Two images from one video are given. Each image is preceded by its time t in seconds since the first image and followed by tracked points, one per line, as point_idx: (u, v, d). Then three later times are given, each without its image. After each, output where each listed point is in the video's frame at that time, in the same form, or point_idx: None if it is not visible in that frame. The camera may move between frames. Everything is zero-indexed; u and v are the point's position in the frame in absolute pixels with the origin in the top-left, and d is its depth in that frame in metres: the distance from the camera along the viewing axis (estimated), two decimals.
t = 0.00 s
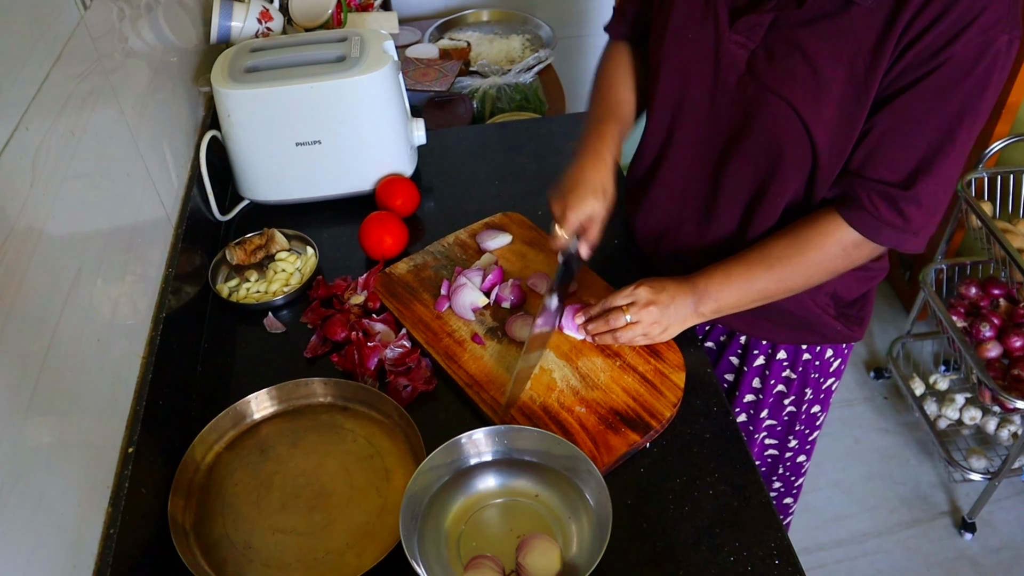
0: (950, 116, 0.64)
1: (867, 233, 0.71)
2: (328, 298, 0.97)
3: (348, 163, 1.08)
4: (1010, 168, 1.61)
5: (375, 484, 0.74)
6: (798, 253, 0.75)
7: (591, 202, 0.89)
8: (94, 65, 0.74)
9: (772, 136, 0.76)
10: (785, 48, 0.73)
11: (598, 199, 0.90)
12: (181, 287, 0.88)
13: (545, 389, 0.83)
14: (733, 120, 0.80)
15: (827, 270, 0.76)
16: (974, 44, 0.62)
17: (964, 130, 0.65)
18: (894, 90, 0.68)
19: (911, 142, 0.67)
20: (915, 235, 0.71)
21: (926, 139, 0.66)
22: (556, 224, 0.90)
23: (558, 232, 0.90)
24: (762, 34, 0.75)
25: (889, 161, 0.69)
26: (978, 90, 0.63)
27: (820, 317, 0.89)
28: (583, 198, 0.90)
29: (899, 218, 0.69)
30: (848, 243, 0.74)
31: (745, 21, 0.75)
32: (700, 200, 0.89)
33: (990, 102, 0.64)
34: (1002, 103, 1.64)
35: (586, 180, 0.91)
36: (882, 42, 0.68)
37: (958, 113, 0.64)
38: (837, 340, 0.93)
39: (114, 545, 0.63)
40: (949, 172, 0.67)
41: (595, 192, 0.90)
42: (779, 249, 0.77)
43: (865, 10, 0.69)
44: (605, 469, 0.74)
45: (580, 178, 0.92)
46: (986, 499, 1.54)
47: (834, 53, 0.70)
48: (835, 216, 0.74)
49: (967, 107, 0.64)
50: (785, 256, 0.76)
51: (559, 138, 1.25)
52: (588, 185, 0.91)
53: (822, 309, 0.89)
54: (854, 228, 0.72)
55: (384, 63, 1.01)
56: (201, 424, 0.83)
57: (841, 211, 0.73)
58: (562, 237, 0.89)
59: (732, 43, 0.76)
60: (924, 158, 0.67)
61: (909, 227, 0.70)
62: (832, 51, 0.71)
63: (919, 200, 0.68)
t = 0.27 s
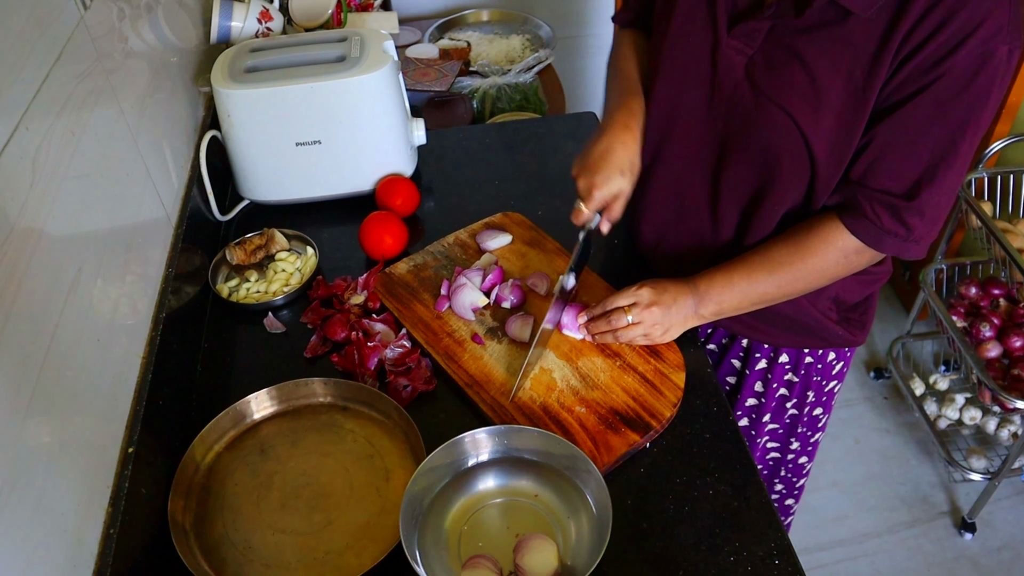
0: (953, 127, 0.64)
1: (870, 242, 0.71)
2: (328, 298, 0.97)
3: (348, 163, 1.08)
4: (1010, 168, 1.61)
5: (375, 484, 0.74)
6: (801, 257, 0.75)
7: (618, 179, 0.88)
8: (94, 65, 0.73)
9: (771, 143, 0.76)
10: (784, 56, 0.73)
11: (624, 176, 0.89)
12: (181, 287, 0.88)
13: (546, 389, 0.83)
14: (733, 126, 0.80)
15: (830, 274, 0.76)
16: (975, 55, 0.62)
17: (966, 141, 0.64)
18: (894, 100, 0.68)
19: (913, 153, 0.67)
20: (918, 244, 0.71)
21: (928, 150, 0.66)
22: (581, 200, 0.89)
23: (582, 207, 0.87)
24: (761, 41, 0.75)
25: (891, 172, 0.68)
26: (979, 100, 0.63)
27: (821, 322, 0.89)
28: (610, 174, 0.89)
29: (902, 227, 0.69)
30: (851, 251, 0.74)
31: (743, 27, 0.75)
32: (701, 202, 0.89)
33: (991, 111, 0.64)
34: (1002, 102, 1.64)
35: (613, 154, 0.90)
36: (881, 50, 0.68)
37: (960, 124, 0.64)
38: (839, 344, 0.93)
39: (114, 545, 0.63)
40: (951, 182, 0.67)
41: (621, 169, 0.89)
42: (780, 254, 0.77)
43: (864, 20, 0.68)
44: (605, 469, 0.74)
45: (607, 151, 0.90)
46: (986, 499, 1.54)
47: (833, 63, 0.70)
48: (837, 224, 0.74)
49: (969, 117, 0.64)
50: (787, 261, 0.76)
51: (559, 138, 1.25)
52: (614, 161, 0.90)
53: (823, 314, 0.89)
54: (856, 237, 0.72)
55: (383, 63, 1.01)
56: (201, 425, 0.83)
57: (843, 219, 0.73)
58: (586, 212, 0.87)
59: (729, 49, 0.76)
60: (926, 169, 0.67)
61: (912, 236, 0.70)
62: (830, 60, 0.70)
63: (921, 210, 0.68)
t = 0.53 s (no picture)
0: (958, 133, 0.64)
1: (874, 246, 0.72)
2: (328, 298, 0.97)
3: (348, 163, 1.08)
4: (1010, 168, 1.61)
5: (375, 483, 0.74)
6: (801, 260, 0.75)
7: (591, 202, 0.88)
8: (94, 65, 0.73)
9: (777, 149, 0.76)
10: (790, 62, 0.73)
11: (599, 199, 0.89)
12: (181, 287, 0.88)
13: (546, 389, 0.83)
14: (736, 132, 0.79)
15: (829, 279, 0.76)
16: (981, 62, 0.62)
17: (972, 148, 0.64)
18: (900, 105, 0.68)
19: (918, 158, 0.67)
20: (922, 248, 0.71)
21: (933, 156, 0.66)
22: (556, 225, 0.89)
23: (558, 232, 0.88)
24: (767, 47, 0.74)
25: (896, 177, 0.69)
26: (986, 106, 0.63)
27: (825, 327, 0.89)
28: (585, 198, 0.89)
29: (906, 232, 0.70)
30: (853, 254, 0.74)
31: (749, 34, 0.74)
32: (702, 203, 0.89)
33: (999, 116, 0.64)
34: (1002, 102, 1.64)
35: (588, 180, 0.90)
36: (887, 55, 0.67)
37: (965, 131, 0.64)
38: (844, 349, 0.93)
39: (114, 545, 0.63)
40: (957, 187, 0.67)
41: (597, 193, 0.89)
42: (779, 257, 0.77)
43: (871, 27, 0.68)
44: (605, 469, 0.74)
45: (580, 178, 0.91)
46: (986, 499, 1.54)
47: (840, 69, 0.70)
48: (839, 226, 0.74)
49: (974, 124, 0.63)
50: (787, 263, 0.76)
51: (559, 138, 1.25)
52: (591, 183, 0.90)
53: (828, 318, 0.89)
54: (860, 240, 0.72)
55: (384, 63, 1.01)
56: (201, 425, 0.83)
57: (846, 222, 0.73)
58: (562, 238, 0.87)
59: (734, 55, 0.76)
60: (931, 174, 0.67)
61: (916, 241, 0.70)
62: (837, 67, 0.70)
63: (925, 215, 0.68)
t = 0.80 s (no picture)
0: (953, 142, 0.64)
1: (867, 254, 0.72)
2: (328, 298, 0.97)
3: (348, 163, 1.08)
4: (1010, 168, 1.61)
5: (375, 483, 0.74)
6: (794, 265, 0.76)
7: (619, 220, 0.91)
8: (94, 65, 0.73)
9: (772, 151, 0.76)
10: (787, 66, 0.72)
11: (624, 219, 0.92)
12: (181, 287, 0.88)
13: (546, 389, 0.83)
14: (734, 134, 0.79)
15: (822, 283, 0.77)
16: (978, 71, 0.62)
17: (966, 157, 0.65)
18: (897, 112, 0.68)
19: (912, 167, 0.67)
20: (914, 257, 0.71)
21: (928, 164, 0.66)
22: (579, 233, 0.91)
23: (581, 241, 0.90)
24: (765, 49, 0.74)
25: (890, 185, 0.69)
26: (981, 117, 0.63)
27: (821, 330, 0.89)
28: (612, 215, 0.91)
29: (898, 240, 0.70)
30: (844, 259, 0.74)
31: (747, 35, 0.74)
32: (701, 203, 0.89)
33: (993, 128, 0.64)
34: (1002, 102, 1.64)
35: (619, 195, 0.92)
36: (886, 60, 0.67)
37: (961, 140, 0.64)
38: (838, 353, 0.93)
39: (115, 545, 0.63)
40: (951, 196, 0.67)
41: (625, 211, 0.92)
42: (773, 259, 0.77)
43: (869, 32, 0.67)
44: (605, 469, 0.74)
45: (611, 194, 0.93)
46: (986, 499, 1.54)
47: (837, 74, 0.70)
48: (832, 231, 0.74)
49: (970, 134, 0.64)
50: (780, 266, 0.76)
51: (559, 138, 1.25)
52: (621, 202, 0.92)
53: (824, 320, 0.89)
54: (852, 247, 0.73)
55: (383, 63, 1.01)
56: (201, 424, 0.83)
57: (840, 228, 0.73)
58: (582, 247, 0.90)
59: (732, 56, 0.76)
60: (925, 183, 0.67)
61: (909, 249, 0.70)
62: (834, 72, 0.70)
63: (918, 224, 0.68)
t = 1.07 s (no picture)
0: (954, 143, 0.64)
1: (866, 254, 0.72)
2: (328, 298, 0.97)
3: (348, 163, 1.08)
4: (1010, 168, 1.61)
5: (375, 484, 0.74)
6: (795, 266, 0.75)
7: (598, 191, 0.89)
8: (94, 65, 0.73)
9: (773, 150, 0.76)
10: (790, 64, 0.73)
11: (604, 187, 0.89)
12: (181, 287, 0.88)
13: (546, 389, 0.83)
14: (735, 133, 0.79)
15: (822, 284, 0.77)
16: (980, 72, 0.62)
17: (968, 158, 0.64)
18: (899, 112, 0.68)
19: (913, 167, 0.67)
20: (915, 257, 0.71)
21: (929, 165, 0.66)
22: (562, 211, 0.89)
23: (564, 222, 0.88)
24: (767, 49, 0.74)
25: (891, 185, 0.69)
26: (983, 118, 0.63)
27: (821, 332, 0.89)
28: (591, 186, 0.89)
29: (899, 241, 0.70)
30: (845, 260, 0.74)
31: (749, 34, 0.74)
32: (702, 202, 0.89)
33: (995, 130, 0.64)
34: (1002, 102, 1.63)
35: (593, 166, 0.91)
36: (887, 60, 0.67)
37: (962, 141, 0.64)
38: (838, 355, 0.93)
39: (115, 545, 0.63)
40: (952, 198, 0.67)
41: (603, 180, 0.90)
42: (773, 260, 0.77)
43: (871, 32, 0.67)
44: (605, 469, 0.74)
45: (585, 164, 0.91)
46: (986, 499, 1.54)
47: (838, 73, 0.70)
48: (832, 232, 0.74)
49: (971, 135, 0.64)
50: (780, 268, 0.76)
51: (559, 138, 1.26)
52: (596, 171, 0.91)
53: (825, 320, 0.89)
54: (852, 247, 0.73)
55: (384, 63, 1.01)
56: (201, 424, 0.83)
57: (840, 228, 0.73)
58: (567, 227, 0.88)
59: (735, 55, 0.76)
60: (926, 183, 0.67)
61: (909, 249, 0.70)
62: (835, 71, 0.70)
63: (918, 224, 0.68)
